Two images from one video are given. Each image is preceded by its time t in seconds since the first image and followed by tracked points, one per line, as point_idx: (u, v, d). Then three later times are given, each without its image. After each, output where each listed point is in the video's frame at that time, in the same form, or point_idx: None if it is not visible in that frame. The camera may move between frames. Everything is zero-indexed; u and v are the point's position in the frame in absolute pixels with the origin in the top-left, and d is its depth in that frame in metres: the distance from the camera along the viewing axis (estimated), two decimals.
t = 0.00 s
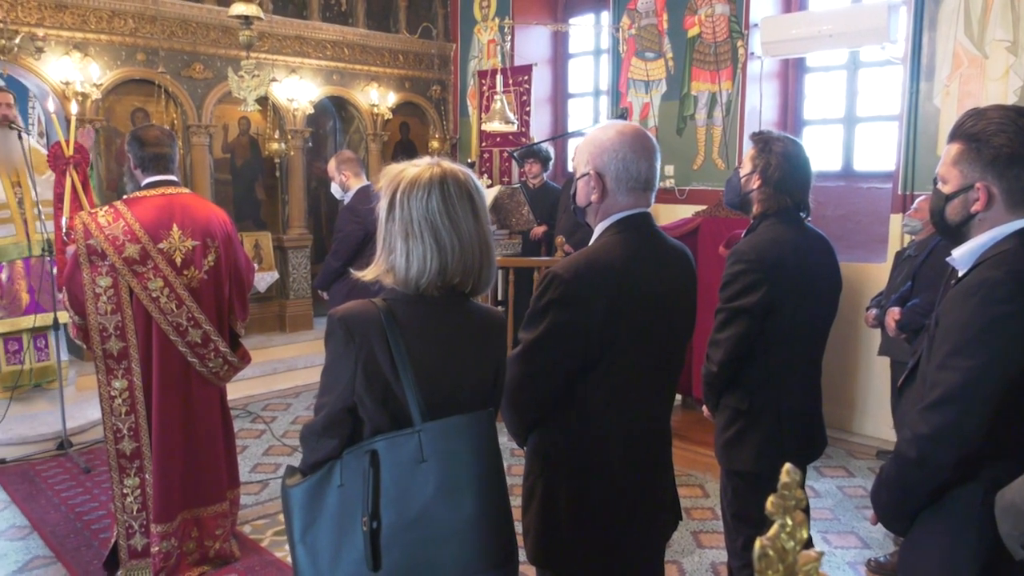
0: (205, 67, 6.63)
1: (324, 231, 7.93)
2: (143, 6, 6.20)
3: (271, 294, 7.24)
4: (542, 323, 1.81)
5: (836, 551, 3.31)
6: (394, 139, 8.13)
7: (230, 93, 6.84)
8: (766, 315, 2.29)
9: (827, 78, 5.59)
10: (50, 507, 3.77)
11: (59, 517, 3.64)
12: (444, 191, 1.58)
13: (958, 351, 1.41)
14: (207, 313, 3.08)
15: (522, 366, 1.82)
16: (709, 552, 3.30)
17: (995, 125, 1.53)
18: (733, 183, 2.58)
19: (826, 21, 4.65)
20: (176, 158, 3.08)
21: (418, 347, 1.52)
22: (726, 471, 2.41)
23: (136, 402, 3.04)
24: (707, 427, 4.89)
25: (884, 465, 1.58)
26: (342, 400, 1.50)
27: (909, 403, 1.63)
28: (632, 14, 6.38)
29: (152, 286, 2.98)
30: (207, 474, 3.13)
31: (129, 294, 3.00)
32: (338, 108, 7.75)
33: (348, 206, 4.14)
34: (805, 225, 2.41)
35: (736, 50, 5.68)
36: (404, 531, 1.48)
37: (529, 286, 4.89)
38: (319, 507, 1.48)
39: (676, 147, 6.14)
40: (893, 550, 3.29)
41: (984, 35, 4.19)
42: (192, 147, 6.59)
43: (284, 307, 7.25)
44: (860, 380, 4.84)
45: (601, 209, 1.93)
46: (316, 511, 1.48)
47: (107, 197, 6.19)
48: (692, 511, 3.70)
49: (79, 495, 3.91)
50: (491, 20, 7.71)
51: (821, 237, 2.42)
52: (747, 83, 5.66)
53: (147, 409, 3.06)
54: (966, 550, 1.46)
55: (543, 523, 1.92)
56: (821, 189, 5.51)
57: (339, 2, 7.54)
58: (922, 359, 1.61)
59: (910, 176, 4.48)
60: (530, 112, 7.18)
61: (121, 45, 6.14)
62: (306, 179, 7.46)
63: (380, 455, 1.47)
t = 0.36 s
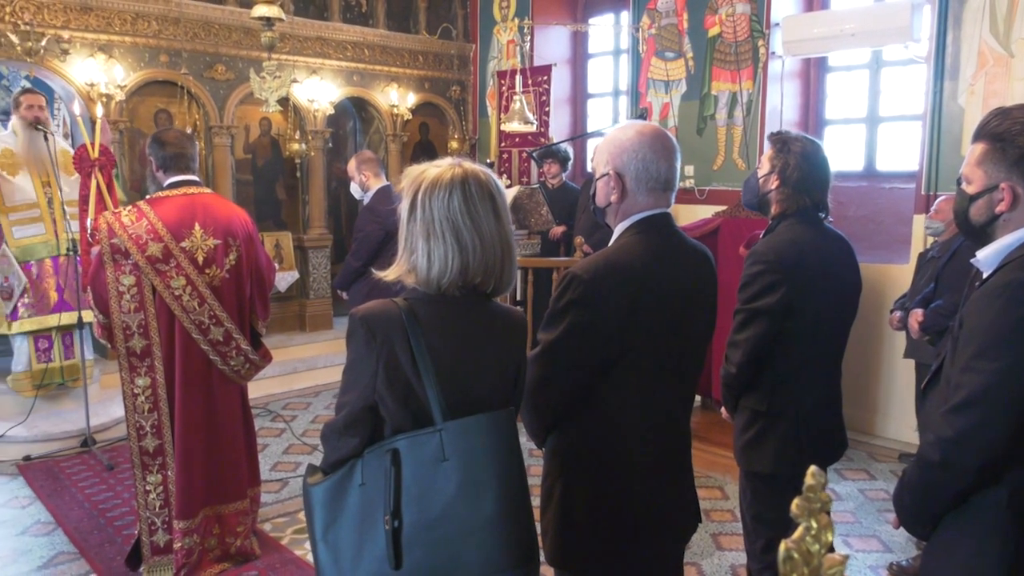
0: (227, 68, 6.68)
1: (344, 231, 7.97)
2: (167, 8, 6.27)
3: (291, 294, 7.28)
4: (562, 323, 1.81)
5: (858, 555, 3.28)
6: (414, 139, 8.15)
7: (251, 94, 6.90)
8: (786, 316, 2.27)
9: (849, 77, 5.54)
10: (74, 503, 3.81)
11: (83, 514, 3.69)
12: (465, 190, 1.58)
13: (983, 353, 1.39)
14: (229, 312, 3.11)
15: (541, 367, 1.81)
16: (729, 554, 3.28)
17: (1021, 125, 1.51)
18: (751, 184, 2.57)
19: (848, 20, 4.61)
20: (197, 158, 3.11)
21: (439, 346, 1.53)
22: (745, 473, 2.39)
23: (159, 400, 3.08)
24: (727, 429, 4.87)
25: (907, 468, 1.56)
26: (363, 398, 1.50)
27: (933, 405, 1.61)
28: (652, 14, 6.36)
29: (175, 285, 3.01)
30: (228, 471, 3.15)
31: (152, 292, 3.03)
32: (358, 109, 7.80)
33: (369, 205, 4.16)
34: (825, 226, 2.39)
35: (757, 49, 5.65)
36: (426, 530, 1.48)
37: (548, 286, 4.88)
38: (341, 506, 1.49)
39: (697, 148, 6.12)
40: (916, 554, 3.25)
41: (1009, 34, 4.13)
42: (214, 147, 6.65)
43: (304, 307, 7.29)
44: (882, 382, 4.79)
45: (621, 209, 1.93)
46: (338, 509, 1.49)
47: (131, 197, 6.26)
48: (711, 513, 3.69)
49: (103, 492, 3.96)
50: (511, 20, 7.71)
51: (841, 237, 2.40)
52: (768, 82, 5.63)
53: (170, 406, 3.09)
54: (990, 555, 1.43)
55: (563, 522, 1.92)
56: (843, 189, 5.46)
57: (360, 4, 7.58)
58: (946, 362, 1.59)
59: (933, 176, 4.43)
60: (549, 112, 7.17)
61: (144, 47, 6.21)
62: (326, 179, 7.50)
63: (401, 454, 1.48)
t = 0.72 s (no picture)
0: (244, 70, 6.73)
1: (359, 231, 8.00)
2: (184, 10, 6.32)
3: (307, 294, 7.31)
4: (578, 325, 1.81)
5: (875, 558, 3.25)
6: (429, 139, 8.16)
7: (268, 95, 6.93)
8: (801, 318, 2.25)
9: (867, 77, 5.50)
10: (93, 501, 3.85)
11: (101, 511, 3.72)
12: (473, 190, 1.58)
13: (1003, 356, 1.37)
14: (245, 310, 3.13)
15: (557, 368, 1.81)
16: (745, 557, 3.26)
17: None
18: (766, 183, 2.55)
19: (866, 19, 4.57)
20: (212, 159, 3.14)
21: (454, 345, 1.53)
22: (759, 474, 2.37)
23: (175, 398, 3.10)
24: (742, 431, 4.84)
25: (924, 471, 1.55)
26: (378, 399, 1.50)
27: (952, 408, 1.59)
28: (668, 14, 6.34)
29: (192, 283, 3.03)
30: (245, 469, 3.18)
31: (169, 290, 3.05)
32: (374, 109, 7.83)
33: (384, 207, 4.18)
34: (840, 226, 2.37)
35: (773, 49, 5.61)
36: (442, 530, 1.49)
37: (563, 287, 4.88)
38: (356, 506, 1.50)
39: (712, 148, 6.09)
40: (934, 558, 3.22)
41: None
42: (231, 148, 6.69)
43: (319, 306, 7.32)
44: (900, 384, 4.75)
45: (637, 210, 1.92)
46: (355, 510, 1.50)
47: (150, 198, 6.31)
48: (727, 515, 3.67)
49: (121, 490, 4.00)
50: (526, 21, 7.71)
51: (856, 238, 2.38)
52: (785, 82, 5.59)
53: (186, 405, 3.11)
54: (1010, 561, 1.41)
55: (579, 523, 1.91)
56: (861, 190, 5.42)
57: (375, 5, 7.61)
58: (964, 364, 1.57)
59: (952, 176, 4.39)
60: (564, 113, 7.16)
61: (162, 49, 6.26)
62: (341, 179, 7.53)
63: (417, 455, 1.48)
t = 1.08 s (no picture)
0: (259, 71, 6.76)
1: (373, 232, 8.03)
2: (200, 12, 6.36)
3: (321, 294, 7.34)
4: (592, 326, 1.81)
5: (891, 562, 3.23)
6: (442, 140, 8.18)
7: (283, 96, 6.96)
8: (815, 319, 2.24)
9: (883, 78, 5.46)
10: (108, 499, 3.88)
11: (116, 510, 3.75)
12: (477, 190, 1.58)
13: (1020, 359, 1.36)
14: (258, 309, 3.14)
15: (571, 369, 1.81)
16: (758, 559, 3.25)
17: None
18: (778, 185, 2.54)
19: (881, 19, 4.54)
20: (225, 160, 3.16)
21: (468, 344, 1.53)
22: (770, 476, 2.36)
23: (189, 396, 3.12)
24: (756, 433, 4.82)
25: (941, 474, 1.54)
26: (393, 399, 1.50)
27: (968, 411, 1.58)
28: (682, 14, 6.32)
29: (205, 282, 3.04)
30: (259, 467, 3.19)
31: (182, 289, 3.07)
32: (388, 111, 7.87)
33: (398, 207, 4.19)
34: (853, 227, 2.36)
35: (788, 50, 5.59)
36: (457, 530, 1.49)
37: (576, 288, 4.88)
38: (371, 506, 1.50)
39: (726, 149, 6.07)
40: (950, 562, 3.20)
41: None
42: (245, 149, 6.73)
43: (332, 307, 7.35)
44: (915, 386, 4.71)
45: (651, 212, 1.92)
46: (369, 510, 1.50)
47: (165, 199, 6.34)
48: (740, 517, 3.65)
49: (135, 488, 4.03)
50: (540, 22, 7.72)
51: (870, 239, 2.36)
52: (800, 83, 5.57)
53: (200, 403, 3.13)
54: None
55: (593, 523, 1.91)
56: (876, 191, 5.38)
57: (389, 6, 7.63)
58: (981, 367, 1.56)
59: (969, 177, 4.36)
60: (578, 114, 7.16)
61: (178, 51, 6.31)
62: (355, 180, 7.55)
63: (431, 455, 1.48)
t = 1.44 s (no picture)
0: (276, 73, 6.80)
1: (389, 233, 8.06)
2: (219, 14, 6.41)
3: (337, 294, 7.37)
4: (609, 327, 1.80)
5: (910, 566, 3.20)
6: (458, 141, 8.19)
7: (300, 97, 7.00)
8: (833, 321, 2.22)
9: (902, 77, 5.42)
10: (127, 497, 3.92)
11: (135, 508, 3.78)
12: (498, 191, 1.59)
13: None
14: (274, 309, 3.15)
15: (588, 370, 1.81)
16: (774, 562, 3.23)
17: None
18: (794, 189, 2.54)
19: (901, 18, 4.51)
20: (241, 161, 3.18)
21: (486, 345, 1.53)
22: (785, 478, 2.34)
23: (206, 395, 3.14)
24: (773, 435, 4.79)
25: (962, 478, 1.50)
26: (415, 398, 1.51)
27: (990, 414, 1.57)
28: (699, 14, 6.30)
29: (222, 282, 3.06)
30: (275, 466, 3.21)
31: (199, 289, 3.09)
32: (404, 112, 7.89)
33: (414, 208, 4.20)
34: (869, 227, 2.34)
35: (806, 50, 5.56)
36: (477, 529, 1.49)
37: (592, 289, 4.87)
38: (392, 505, 1.51)
39: (743, 149, 6.04)
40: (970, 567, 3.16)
41: None
42: (263, 150, 6.77)
43: (349, 307, 7.38)
44: (935, 389, 4.67)
45: (668, 213, 1.91)
46: (390, 508, 1.51)
47: (183, 199, 6.39)
48: (756, 520, 3.63)
49: (154, 486, 4.06)
50: (556, 23, 7.72)
51: (887, 240, 2.34)
52: (818, 83, 5.54)
53: (217, 402, 3.15)
54: None
55: (610, 523, 1.90)
56: (894, 192, 5.34)
57: (406, 7, 7.66)
58: (1003, 370, 1.55)
59: (990, 178, 4.33)
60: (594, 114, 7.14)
61: (197, 52, 6.36)
62: (371, 180, 7.57)
63: (452, 454, 1.49)
